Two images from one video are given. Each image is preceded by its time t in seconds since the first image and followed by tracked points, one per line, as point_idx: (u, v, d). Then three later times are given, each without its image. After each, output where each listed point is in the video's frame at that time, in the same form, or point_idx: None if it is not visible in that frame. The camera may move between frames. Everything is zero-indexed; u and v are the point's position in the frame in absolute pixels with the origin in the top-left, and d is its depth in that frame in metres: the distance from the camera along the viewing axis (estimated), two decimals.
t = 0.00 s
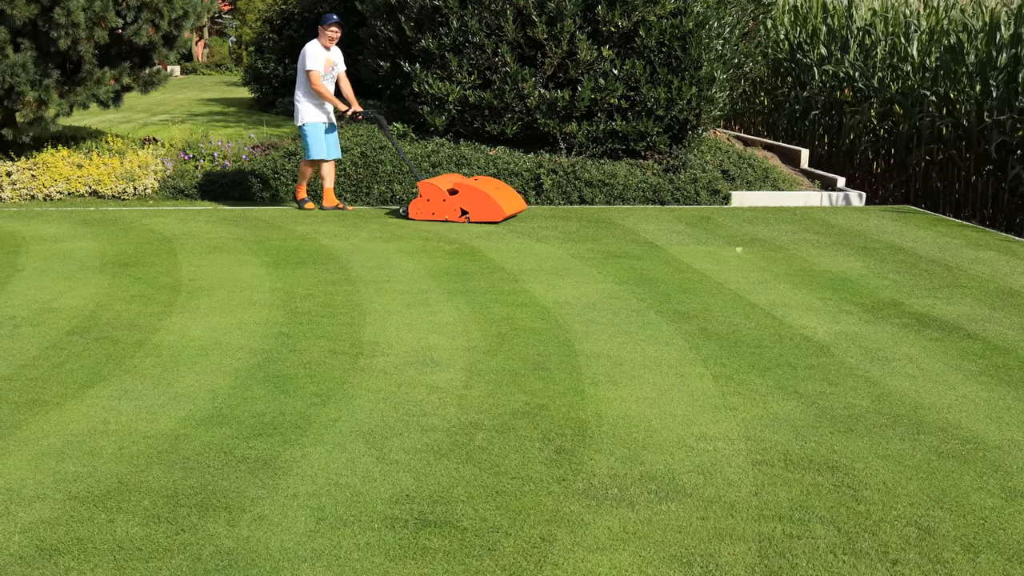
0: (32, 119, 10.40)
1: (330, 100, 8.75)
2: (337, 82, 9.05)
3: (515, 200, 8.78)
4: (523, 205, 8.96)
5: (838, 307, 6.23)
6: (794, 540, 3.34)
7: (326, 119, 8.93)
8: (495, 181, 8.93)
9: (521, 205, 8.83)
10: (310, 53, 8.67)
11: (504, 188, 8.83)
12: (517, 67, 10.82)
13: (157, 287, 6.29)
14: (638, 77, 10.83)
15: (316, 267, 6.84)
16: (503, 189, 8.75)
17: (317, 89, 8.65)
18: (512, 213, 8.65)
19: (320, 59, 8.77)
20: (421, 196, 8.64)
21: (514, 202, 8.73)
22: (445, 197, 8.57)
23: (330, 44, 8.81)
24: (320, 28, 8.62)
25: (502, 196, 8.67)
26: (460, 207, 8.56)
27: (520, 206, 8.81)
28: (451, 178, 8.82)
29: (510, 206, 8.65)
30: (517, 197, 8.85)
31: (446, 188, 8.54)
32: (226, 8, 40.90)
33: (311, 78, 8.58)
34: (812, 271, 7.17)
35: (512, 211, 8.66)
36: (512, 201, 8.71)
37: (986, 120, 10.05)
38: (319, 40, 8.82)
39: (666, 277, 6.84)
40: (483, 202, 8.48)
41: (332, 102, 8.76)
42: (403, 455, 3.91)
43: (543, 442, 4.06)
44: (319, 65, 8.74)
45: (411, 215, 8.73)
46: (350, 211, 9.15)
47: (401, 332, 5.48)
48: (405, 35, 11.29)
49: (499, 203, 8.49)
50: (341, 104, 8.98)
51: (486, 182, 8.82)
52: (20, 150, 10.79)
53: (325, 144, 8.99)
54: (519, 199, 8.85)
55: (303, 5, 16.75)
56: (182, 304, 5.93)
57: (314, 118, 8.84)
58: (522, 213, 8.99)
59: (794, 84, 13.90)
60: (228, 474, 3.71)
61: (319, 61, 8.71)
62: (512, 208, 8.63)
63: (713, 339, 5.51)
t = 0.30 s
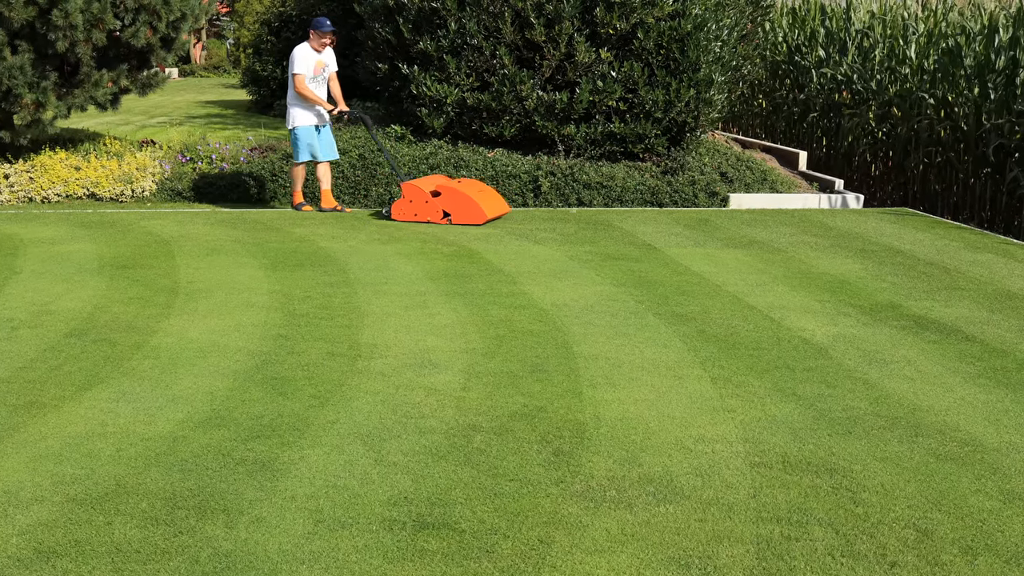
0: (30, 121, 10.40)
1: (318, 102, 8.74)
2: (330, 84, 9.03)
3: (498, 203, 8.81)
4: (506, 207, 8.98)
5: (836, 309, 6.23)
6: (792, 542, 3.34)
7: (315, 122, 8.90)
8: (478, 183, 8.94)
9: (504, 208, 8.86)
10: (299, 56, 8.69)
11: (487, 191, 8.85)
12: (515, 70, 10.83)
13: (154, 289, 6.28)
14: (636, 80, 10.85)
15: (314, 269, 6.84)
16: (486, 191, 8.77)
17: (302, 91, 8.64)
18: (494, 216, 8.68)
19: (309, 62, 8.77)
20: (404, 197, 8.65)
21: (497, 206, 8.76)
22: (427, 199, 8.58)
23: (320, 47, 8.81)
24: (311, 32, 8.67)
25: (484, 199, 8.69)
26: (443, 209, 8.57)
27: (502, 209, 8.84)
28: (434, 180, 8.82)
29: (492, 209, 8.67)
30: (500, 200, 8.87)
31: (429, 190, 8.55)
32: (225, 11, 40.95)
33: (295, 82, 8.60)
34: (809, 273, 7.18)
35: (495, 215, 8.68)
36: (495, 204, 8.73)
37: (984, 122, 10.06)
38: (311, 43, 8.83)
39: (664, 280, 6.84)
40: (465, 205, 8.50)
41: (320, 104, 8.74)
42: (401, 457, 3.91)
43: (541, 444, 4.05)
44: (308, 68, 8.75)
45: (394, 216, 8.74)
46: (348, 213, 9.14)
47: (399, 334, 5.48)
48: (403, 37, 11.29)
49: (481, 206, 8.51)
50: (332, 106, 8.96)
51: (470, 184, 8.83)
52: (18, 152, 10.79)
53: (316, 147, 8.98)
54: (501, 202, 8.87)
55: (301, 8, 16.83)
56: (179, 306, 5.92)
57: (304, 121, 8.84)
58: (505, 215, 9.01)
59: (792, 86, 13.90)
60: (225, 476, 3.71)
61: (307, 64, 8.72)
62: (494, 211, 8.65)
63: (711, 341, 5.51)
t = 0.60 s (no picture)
0: (28, 122, 10.39)
1: (307, 103, 8.76)
2: (324, 88, 9.05)
3: (478, 204, 8.83)
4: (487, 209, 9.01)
5: (834, 311, 6.23)
6: (790, 544, 3.34)
7: (306, 123, 8.92)
8: (459, 184, 8.95)
9: (484, 210, 8.88)
10: (292, 57, 8.74)
11: (468, 192, 8.87)
12: (514, 71, 10.83)
13: (153, 290, 6.28)
14: (635, 81, 10.86)
15: (312, 271, 6.84)
16: (466, 193, 8.79)
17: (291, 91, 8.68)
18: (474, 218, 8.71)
19: (303, 63, 8.81)
20: (385, 197, 8.66)
21: (477, 207, 8.78)
22: (408, 199, 8.60)
23: (315, 49, 8.84)
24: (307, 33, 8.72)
25: (464, 200, 8.71)
26: (423, 209, 8.58)
27: (483, 210, 8.86)
28: (416, 180, 8.84)
29: (472, 210, 8.69)
30: (480, 201, 8.89)
31: (410, 191, 8.56)
32: (223, 13, 41.00)
33: (284, 82, 8.65)
34: (808, 276, 7.18)
35: (474, 216, 8.71)
36: (474, 206, 8.76)
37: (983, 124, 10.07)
38: (308, 45, 8.87)
39: (662, 281, 6.84)
40: (445, 206, 8.52)
41: (309, 106, 8.77)
42: (399, 459, 3.90)
43: (539, 446, 4.05)
44: (301, 69, 8.79)
45: (375, 216, 8.76)
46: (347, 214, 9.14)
47: (397, 336, 5.48)
48: (402, 39, 11.29)
49: (461, 208, 8.53)
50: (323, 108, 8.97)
51: (451, 185, 8.84)
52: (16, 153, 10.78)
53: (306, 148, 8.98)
54: (482, 204, 8.89)
55: (299, 9, 17.07)
56: (177, 308, 5.92)
57: (294, 121, 8.86)
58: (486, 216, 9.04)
59: (791, 88, 13.90)
60: (223, 478, 3.71)
61: (300, 66, 8.77)
62: (474, 212, 8.68)
63: (710, 343, 5.51)
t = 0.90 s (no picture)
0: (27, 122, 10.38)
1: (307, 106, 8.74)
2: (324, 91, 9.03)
3: (466, 205, 8.86)
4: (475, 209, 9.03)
5: (833, 313, 6.24)
6: (788, 547, 3.34)
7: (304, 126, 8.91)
8: (448, 184, 8.98)
9: (473, 210, 8.91)
10: (296, 59, 8.69)
11: (456, 193, 8.89)
12: (513, 73, 10.83)
13: (151, 291, 6.28)
14: (634, 83, 10.86)
15: (311, 272, 6.84)
16: (455, 193, 8.82)
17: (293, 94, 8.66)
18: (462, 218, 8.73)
19: (307, 66, 8.77)
20: (373, 197, 8.68)
21: (465, 208, 8.81)
22: (396, 200, 8.62)
23: (320, 53, 8.81)
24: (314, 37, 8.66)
25: (453, 201, 8.74)
26: (412, 210, 8.61)
27: (471, 211, 8.89)
28: (404, 181, 8.87)
29: (460, 210, 8.72)
30: (469, 201, 8.92)
31: (398, 191, 8.59)
32: (221, 12, 40.89)
33: (286, 82, 8.59)
34: (806, 278, 7.19)
35: (462, 217, 8.73)
36: (463, 207, 8.78)
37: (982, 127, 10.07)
38: (313, 48, 8.83)
39: (660, 283, 6.84)
40: (433, 207, 8.54)
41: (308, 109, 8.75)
42: (398, 460, 3.90)
43: (537, 448, 4.05)
44: (304, 72, 8.75)
45: (364, 216, 8.78)
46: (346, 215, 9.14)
47: (396, 337, 5.47)
48: (401, 40, 11.29)
49: (449, 209, 8.56)
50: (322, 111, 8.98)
51: (439, 186, 8.87)
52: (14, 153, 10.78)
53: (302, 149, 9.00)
54: (470, 204, 8.92)
55: (298, 10, 17.01)
56: (176, 308, 5.92)
57: (293, 123, 8.85)
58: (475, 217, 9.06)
59: (790, 90, 13.91)
60: (222, 478, 3.70)
61: (303, 68, 8.73)
62: (462, 213, 8.70)
63: (708, 345, 5.51)
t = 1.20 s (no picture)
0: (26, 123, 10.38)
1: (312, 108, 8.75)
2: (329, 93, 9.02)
3: (470, 208, 8.86)
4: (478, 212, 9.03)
5: (831, 315, 6.24)
6: (786, 548, 3.34)
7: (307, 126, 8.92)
8: (451, 187, 8.98)
9: (476, 213, 8.92)
10: (302, 60, 8.69)
11: (460, 195, 8.90)
12: (512, 74, 10.83)
13: (150, 291, 6.28)
14: (633, 84, 10.87)
15: (309, 273, 6.83)
16: (459, 196, 8.82)
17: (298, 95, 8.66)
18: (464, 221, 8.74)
19: (313, 68, 8.76)
20: (377, 198, 8.67)
21: (469, 211, 8.82)
22: (400, 200, 8.61)
23: (327, 55, 8.80)
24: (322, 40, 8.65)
25: (456, 203, 8.74)
26: (414, 211, 8.60)
27: (474, 214, 8.90)
28: (408, 182, 8.86)
29: (463, 213, 8.73)
30: (472, 204, 8.92)
31: (402, 193, 8.58)
32: (220, 13, 40.84)
33: (292, 84, 8.59)
34: (805, 279, 7.19)
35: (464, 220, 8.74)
36: (466, 210, 8.79)
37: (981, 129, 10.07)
38: (320, 49, 8.83)
39: (659, 284, 6.85)
40: (437, 209, 8.55)
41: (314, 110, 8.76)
42: (396, 462, 3.90)
43: (535, 449, 4.05)
44: (310, 73, 8.75)
45: (367, 217, 8.76)
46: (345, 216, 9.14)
47: (394, 338, 5.47)
48: (400, 41, 11.29)
49: (452, 211, 8.56)
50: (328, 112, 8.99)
51: (443, 188, 8.87)
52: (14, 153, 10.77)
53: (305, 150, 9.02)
54: (473, 206, 8.92)
55: (297, 11, 17.00)
56: (174, 309, 5.91)
57: (297, 123, 8.87)
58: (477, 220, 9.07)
59: (789, 92, 13.92)
60: (220, 479, 3.70)
61: (309, 70, 8.72)
62: (465, 215, 8.71)
63: (707, 346, 5.52)
